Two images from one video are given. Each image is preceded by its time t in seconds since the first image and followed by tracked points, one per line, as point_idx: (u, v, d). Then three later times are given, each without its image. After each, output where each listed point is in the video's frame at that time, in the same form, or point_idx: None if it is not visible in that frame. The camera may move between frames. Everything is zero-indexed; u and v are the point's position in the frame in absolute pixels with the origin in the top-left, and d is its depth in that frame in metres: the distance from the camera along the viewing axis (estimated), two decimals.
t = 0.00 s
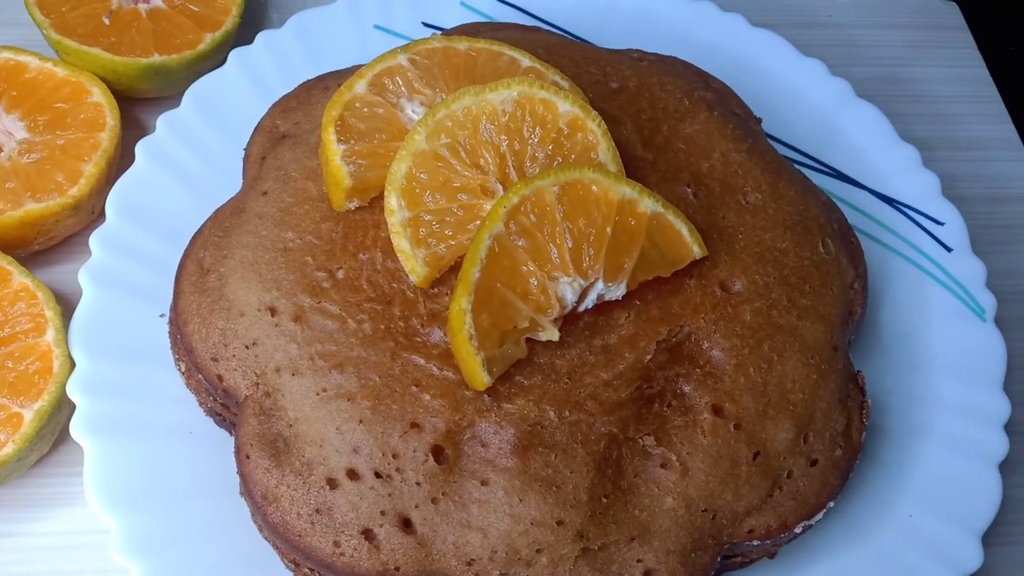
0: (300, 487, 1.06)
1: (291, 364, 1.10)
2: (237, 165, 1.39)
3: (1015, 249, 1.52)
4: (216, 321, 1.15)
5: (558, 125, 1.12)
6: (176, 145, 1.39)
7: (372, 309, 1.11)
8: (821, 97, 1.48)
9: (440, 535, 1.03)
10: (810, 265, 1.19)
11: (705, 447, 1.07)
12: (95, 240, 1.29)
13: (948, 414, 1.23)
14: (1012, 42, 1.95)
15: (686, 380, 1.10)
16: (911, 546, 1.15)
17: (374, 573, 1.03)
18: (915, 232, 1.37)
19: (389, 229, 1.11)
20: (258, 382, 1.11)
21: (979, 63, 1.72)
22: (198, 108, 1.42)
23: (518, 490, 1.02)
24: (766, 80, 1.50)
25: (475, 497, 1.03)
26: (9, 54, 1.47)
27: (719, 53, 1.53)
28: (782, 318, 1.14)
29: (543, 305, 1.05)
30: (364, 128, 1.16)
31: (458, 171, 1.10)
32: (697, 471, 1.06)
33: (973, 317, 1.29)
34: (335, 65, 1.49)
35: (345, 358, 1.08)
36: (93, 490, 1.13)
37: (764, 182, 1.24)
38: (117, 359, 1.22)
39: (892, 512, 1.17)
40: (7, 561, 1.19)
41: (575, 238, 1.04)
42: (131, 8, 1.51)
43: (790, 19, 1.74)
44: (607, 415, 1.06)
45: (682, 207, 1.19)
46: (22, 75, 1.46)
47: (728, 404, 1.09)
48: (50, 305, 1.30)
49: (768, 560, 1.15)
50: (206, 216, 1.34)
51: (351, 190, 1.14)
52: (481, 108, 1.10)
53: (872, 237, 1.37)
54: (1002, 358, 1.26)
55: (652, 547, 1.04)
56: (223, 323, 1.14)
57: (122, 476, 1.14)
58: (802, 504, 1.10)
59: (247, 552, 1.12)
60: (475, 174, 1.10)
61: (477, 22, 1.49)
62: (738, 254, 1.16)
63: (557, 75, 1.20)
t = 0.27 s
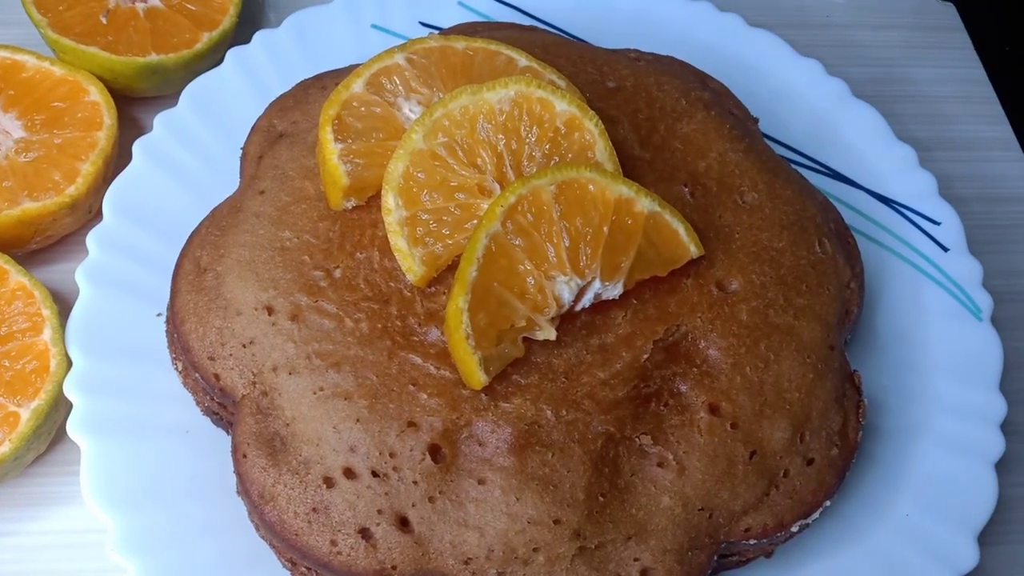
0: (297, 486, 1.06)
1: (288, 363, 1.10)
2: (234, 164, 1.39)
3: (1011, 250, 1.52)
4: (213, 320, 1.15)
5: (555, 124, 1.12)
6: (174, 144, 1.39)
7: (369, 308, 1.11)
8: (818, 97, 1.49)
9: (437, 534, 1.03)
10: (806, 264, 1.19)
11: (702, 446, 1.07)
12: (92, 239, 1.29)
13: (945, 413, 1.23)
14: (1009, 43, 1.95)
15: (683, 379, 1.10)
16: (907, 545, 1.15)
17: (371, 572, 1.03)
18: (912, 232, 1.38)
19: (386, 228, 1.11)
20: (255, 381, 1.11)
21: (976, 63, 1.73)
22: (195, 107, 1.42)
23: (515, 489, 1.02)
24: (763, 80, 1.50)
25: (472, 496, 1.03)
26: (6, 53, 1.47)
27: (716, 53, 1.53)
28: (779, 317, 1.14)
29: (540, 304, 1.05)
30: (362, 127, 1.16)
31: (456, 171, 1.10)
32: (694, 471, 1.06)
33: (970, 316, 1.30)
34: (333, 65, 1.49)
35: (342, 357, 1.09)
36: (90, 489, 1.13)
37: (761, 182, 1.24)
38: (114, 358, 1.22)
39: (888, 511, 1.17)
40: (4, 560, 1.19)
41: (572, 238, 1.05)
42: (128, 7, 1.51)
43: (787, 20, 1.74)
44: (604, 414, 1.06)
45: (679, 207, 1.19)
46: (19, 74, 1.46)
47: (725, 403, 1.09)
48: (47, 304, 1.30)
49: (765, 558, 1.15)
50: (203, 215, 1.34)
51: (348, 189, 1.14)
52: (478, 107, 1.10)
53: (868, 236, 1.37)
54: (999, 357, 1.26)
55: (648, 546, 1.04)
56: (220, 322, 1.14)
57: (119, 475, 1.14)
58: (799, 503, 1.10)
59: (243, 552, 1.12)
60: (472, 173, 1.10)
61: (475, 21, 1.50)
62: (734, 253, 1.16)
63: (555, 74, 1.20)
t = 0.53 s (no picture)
0: (298, 485, 1.06)
1: (289, 362, 1.10)
2: (236, 164, 1.39)
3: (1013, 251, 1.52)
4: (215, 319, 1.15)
5: (557, 124, 1.12)
6: (176, 144, 1.39)
7: (370, 308, 1.11)
8: (819, 98, 1.49)
9: (438, 534, 1.02)
10: (808, 264, 1.19)
11: (703, 446, 1.07)
12: (94, 238, 1.29)
13: (946, 414, 1.23)
14: (1010, 44, 1.96)
15: (684, 380, 1.10)
16: (908, 545, 1.15)
17: (372, 571, 1.03)
18: (913, 232, 1.38)
19: (388, 228, 1.12)
20: (257, 380, 1.11)
21: (978, 64, 1.73)
22: (197, 106, 1.42)
23: (516, 489, 1.02)
24: (764, 81, 1.51)
25: (473, 495, 1.03)
26: (8, 52, 1.47)
27: (718, 54, 1.53)
28: (780, 317, 1.14)
29: (542, 304, 1.05)
30: (364, 126, 1.16)
31: (457, 170, 1.10)
32: (695, 470, 1.06)
33: (970, 316, 1.30)
34: (335, 65, 1.49)
35: (343, 356, 1.09)
36: (91, 487, 1.13)
37: (763, 182, 1.24)
38: (115, 356, 1.22)
39: (889, 512, 1.17)
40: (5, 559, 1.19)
41: (573, 238, 1.05)
42: (131, 7, 1.52)
43: (788, 21, 1.74)
44: (605, 414, 1.06)
45: (681, 207, 1.19)
46: (21, 73, 1.46)
47: (726, 403, 1.09)
48: (48, 303, 1.30)
49: (765, 558, 1.15)
50: (205, 215, 1.34)
51: (350, 188, 1.15)
52: (480, 107, 1.10)
53: (870, 237, 1.37)
54: (1000, 359, 1.26)
55: (649, 545, 1.04)
56: (221, 321, 1.14)
57: (120, 474, 1.14)
58: (800, 503, 1.10)
59: (244, 550, 1.12)
60: (474, 173, 1.10)
61: (476, 22, 1.50)
62: (736, 253, 1.17)
63: (557, 75, 1.21)
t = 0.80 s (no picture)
0: (297, 484, 1.05)
1: (287, 361, 1.09)
2: (235, 162, 1.39)
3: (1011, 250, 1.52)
4: (213, 317, 1.14)
5: (556, 122, 1.12)
6: (174, 141, 1.38)
7: (369, 307, 1.11)
8: (819, 95, 1.48)
9: (437, 533, 1.02)
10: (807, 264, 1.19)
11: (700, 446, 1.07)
12: (91, 236, 1.29)
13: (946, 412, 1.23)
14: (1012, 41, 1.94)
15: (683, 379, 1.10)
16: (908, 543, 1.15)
17: (371, 571, 1.02)
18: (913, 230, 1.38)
19: (387, 226, 1.11)
20: (255, 379, 1.11)
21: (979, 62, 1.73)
22: (195, 104, 1.42)
23: (516, 488, 1.02)
24: (764, 79, 1.50)
25: (472, 495, 1.03)
26: (6, 50, 1.46)
27: (718, 51, 1.53)
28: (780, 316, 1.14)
29: (542, 304, 1.05)
30: (362, 125, 1.16)
31: (456, 169, 1.10)
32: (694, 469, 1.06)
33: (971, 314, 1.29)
34: (333, 63, 1.49)
35: (342, 355, 1.08)
36: (89, 486, 1.13)
37: (763, 180, 1.24)
38: (113, 355, 1.22)
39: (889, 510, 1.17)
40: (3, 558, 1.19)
41: (573, 236, 1.04)
42: (128, 4, 1.51)
43: (788, 17, 1.74)
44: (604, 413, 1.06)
45: (681, 206, 1.19)
46: (19, 71, 1.46)
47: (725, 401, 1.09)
48: (46, 301, 1.30)
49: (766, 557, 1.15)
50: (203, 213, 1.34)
51: (349, 187, 1.14)
52: (479, 105, 1.10)
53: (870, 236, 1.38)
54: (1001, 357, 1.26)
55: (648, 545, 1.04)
56: (219, 319, 1.14)
57: (118, 473, 1.14)
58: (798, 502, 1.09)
59: (242, 550, 1.12)
60: (473, 171, 1.10)
61: (475, 19, 1.49)
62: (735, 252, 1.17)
63: (556, 72, 1.20)
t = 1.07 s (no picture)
0: (297, 484, 1.05)
1: (288, 361, 1.09)
2: (236, 161, 1.39)
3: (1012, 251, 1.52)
4: (213, 317, 1.14)
5: (557, 122, 1.12)
6: (175, 140, 1.38)
7: (370, 306, 1.11)
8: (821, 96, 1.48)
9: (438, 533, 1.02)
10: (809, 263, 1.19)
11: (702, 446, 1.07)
12: (92, 235, 1.29)
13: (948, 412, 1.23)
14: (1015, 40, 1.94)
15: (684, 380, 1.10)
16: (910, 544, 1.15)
17: (371, 571, 1.02)
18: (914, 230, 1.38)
19: (388, 226, 1.11)
20: (255, 378, 1.10)
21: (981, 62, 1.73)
22: (196, 103, 1.42)
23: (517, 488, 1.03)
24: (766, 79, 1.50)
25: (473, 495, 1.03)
26: (7, 49, 1.46)
27: (720, 51, 1.53)
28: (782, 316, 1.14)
29: (544, 304, 1.05)
30: (363, 124, 1.16)
31: (457, 168, 1.10)
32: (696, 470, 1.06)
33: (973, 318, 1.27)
34: (335, 62, 1.49)
35: (343, 355, 1.08)
36: (89, 485, 1.13)
37: (765, 180, 1.23)
38: (114, 354, 1.22)
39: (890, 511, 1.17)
40: (4, 557, 1.19)
41: (573, 236, 1.04)
42: (129, 3, 1.51)
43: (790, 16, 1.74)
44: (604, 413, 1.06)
45: (682, 206, 1.19)
46: (20, 70, 1.46)
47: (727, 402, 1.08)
48: (47, 301, 1.30)
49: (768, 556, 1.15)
50: (204, 212, 1.34)
51: (350, 186, 1.14)
52: (480, 105, 1.10)
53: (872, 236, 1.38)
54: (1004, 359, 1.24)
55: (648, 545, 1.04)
56: (220, 319, 1.13)
57: (119, 473, 1.14)
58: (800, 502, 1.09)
59: (243, 549, 1.12)
60: (473, 170, 1.10)
61: (476, 18, 1.49)
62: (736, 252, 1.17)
63: (557, 71, 1.20)
